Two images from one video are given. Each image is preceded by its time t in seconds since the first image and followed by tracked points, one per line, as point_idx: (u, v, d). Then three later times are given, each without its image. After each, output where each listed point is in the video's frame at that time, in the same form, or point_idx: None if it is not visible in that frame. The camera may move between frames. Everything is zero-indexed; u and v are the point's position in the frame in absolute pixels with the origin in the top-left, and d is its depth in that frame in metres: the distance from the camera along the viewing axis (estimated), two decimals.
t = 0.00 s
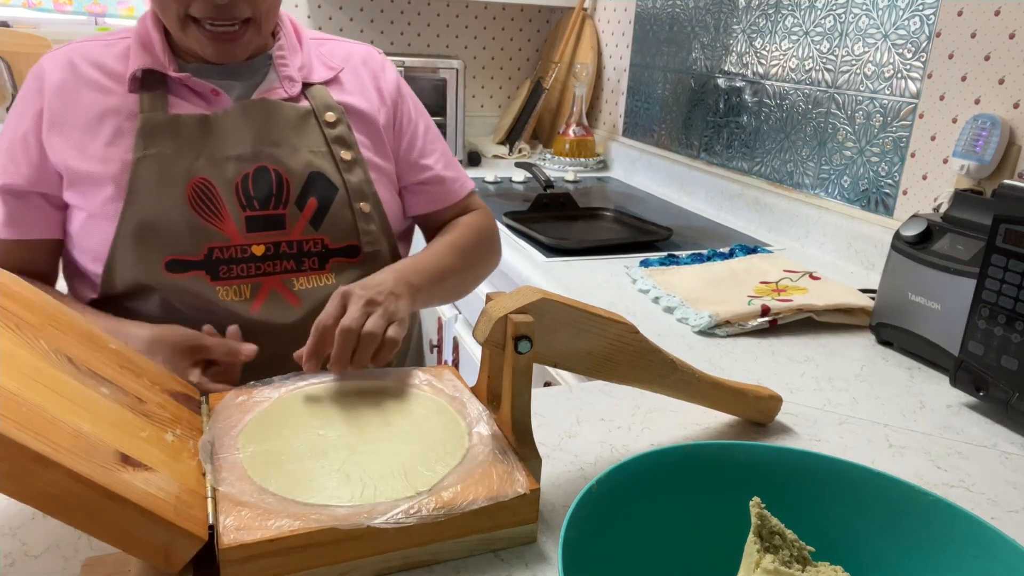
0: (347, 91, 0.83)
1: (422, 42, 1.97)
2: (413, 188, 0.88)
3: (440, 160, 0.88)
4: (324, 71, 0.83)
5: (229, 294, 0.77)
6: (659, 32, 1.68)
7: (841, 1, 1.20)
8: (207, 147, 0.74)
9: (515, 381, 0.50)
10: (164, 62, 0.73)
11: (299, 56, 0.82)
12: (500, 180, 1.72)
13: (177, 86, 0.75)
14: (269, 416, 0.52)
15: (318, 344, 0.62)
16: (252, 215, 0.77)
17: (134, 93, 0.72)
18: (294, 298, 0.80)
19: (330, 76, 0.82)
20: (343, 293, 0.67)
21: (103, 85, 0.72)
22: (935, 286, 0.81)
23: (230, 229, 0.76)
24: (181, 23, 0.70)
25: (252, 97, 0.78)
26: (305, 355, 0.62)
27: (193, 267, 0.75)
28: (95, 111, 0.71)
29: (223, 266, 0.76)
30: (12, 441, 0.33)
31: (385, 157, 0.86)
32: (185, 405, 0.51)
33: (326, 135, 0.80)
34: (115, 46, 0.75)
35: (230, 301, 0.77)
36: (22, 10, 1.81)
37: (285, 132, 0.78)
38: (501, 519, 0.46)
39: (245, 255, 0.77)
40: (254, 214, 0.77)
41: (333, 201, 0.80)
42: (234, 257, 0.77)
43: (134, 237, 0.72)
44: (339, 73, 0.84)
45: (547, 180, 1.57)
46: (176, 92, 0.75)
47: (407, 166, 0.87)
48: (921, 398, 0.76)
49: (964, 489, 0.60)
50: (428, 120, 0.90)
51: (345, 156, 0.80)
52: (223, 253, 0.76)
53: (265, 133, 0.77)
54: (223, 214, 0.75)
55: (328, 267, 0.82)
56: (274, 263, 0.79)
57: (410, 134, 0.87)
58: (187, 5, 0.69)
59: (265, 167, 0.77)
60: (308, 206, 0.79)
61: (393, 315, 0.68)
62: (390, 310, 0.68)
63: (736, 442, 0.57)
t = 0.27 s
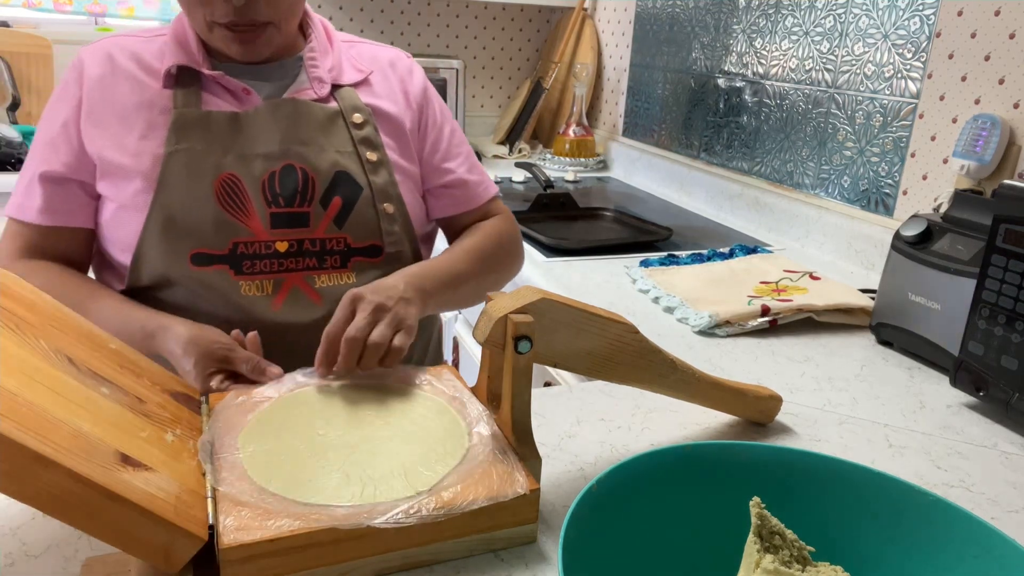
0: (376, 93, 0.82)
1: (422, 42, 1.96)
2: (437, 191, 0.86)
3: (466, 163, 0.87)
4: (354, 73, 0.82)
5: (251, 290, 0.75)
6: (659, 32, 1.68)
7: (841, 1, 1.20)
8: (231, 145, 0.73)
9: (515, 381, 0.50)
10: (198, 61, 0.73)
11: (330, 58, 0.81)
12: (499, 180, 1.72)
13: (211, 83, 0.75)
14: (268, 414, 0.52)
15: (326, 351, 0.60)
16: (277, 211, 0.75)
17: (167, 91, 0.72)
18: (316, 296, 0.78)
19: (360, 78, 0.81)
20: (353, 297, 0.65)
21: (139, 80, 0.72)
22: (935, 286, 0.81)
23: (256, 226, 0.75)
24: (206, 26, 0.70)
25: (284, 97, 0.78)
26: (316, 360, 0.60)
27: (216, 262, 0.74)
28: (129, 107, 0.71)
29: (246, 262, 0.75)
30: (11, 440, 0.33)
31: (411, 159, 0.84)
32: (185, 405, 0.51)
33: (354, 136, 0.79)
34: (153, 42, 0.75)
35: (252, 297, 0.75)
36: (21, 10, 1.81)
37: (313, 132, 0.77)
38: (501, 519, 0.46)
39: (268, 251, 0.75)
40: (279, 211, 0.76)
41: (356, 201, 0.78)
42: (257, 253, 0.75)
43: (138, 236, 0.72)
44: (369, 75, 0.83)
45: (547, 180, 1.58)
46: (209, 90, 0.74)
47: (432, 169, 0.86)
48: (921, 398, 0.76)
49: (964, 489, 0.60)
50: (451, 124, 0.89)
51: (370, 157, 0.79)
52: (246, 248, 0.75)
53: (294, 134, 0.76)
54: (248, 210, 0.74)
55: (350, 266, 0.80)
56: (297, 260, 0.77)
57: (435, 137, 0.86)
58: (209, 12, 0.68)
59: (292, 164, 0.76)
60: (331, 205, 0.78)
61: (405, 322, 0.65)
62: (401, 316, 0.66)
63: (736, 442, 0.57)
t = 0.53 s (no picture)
0: (393, 96, 0.81)
1: (422, 42, 1.97)
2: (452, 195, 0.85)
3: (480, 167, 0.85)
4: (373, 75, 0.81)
5: (260, 289, 0.75)
6: (659, 32, 1.68)
7: (841, 1, 1.20)
8: (240, 143, 0.73)
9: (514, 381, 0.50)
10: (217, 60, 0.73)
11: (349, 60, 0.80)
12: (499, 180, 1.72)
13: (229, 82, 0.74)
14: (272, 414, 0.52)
15: (345, 342, 0.60)
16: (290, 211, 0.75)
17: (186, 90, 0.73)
18: (324, 297, 0.77)
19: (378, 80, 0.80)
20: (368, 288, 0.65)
21: (159, 80, 0.72)
22: (935, 286, 0.81)
23: (267, 226, 0.74)
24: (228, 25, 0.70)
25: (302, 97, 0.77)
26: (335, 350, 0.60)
27: (227, 260, 0.74)
28: (148, 106, 0.72)
29: (256, 261, 0.75)
30: (11, 441, 0.33)
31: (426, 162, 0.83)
32: (184, 405, 0.51)
33: (369, 139, 0.78)
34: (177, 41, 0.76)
35: (261, 296, 0.75)
36: (22, 10, 1.81)
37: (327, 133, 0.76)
38: (501, 519, 0.46)
39: (278, 251, 0.75)
40: (290, 211, 0.75)
41: (368, 204, 0.77)
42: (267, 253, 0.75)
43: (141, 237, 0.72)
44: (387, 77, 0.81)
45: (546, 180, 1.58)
46: (228, 88, 0.74)
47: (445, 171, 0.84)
48: (921, 398, 0.76)
49: (964, 489, 0.60)
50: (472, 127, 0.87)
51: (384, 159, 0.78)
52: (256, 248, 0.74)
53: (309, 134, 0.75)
54: (260, 210, 0.74)
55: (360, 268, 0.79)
56: (306, 261, 0.76)
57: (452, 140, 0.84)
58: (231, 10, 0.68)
59: (305, 165, 0.75)
60: (342, 207, 0.76)
61: (422, 323, 0.64)
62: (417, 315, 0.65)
63: (735, 442, 0.57)
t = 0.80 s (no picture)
0: (395, 92, 0.80)
1: (422, 42, 1.97)
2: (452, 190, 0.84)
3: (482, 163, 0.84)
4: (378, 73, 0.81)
5: (263, 288, 0.75)
6: (659, 32, 1.68)
7: (841, 1, 1.20)
8: (244, 144, 0.73)
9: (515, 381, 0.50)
10: (224, 58, 0.74)
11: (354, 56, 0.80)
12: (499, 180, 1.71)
13: (234, 81, 0.75)
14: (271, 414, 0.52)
15: (344, 350, 0.55)
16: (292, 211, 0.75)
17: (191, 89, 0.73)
18: (327, 297, 0.77)
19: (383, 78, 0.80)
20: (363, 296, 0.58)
21: (165, 81, 0.73)
22: (935, 287, 0.81)
23: (269, 226, 0.74)
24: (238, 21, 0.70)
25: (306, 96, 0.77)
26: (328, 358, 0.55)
27: (230, 259, 0.74)
28: (154, 107, 0.72)
29: (258, 260, 0.74)
30: (11, 441, 0.33)
31: (426, 159, 0.82)
32: (184, 405, 0.51)
33: (371, 137, 0.77)
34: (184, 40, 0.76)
35: (264, 295, 0.75)
36: (22, 11, 1.81)
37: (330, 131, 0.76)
38: (501, 519, 0.46)
39: (280, 250, 0.75)
40: (292, 211, 0.75)
41: (370, 203, 0.77)
42: (269, 253, 0.74)
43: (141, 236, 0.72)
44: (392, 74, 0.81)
45: (547, 180, 1.58)
46: (233, 88, 0.75)
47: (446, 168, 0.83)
48: (921, 398, 0.76)
49: (964, 489, 0.60)
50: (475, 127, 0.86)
51: (386, 157, 0.77)
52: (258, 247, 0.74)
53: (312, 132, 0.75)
54: (263, 210, 0.74)
55: (363, 267, 0.78)
56: (308, 260, 0.76)
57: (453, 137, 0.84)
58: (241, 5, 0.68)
59: (308, 165, 0.75)
60: (344, 206, 0.76)
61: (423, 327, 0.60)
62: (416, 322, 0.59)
63: (735, 442, 0.57)
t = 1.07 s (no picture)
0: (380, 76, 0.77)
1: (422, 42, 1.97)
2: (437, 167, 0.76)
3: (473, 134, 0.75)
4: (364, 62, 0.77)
5: (258, 287, 0.72)
6: (659, 32, 1.68)
7: (841, 1, 1.20)
8: (237, 142, 0.71)
9: (515, 381, 0.50)
10: (216, 57, 0.72)
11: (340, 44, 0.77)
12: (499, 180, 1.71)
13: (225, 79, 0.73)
14: (267, 416, 0.52)
15: (358, 351, 0.46)
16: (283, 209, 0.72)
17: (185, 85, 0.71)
18: (323, 294, 0.74)
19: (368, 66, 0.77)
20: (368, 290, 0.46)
21: (160, 82, 0.71)
22: (935, 287, 0.81)
23: (262, 223, 0.72)
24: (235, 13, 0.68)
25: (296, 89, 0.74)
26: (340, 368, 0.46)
27: (223, 258, 0.71)
28: (148, 101, 0.70)
29: (252, 258, 0.72)
30: (11, 440, 0.33)
31: (411, 141, 0.77)
32: (183, 405, 0.51)
33: (358, 130, 0.75)
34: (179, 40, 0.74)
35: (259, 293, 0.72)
36: (22, 11, 1.81)
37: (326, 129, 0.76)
38: (501, 519, 0.46)
39: (273, 248, 0.72)
40: (286, 208, 0.72)
41: (363, 197, 0.74)
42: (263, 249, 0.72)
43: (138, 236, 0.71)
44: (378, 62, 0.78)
45: (546, 180, 1.58)
46: (224, 86, 0.73)
47: (430, 142, 0.76)
48: (921, 398, 0.76)
49: (963, 488, 0.60)
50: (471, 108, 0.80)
51: (375, 150, 0.74)
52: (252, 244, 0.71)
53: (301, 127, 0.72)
54: (256, 207, 0.71)
55: (358, 261, 0.76)
56: (303, 256, 0.73)
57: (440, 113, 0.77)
58: None
59: (299, 161, 0.72)
60: (338, 201, 0.73)
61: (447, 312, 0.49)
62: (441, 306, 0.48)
63: (735, 442, 0.57)
